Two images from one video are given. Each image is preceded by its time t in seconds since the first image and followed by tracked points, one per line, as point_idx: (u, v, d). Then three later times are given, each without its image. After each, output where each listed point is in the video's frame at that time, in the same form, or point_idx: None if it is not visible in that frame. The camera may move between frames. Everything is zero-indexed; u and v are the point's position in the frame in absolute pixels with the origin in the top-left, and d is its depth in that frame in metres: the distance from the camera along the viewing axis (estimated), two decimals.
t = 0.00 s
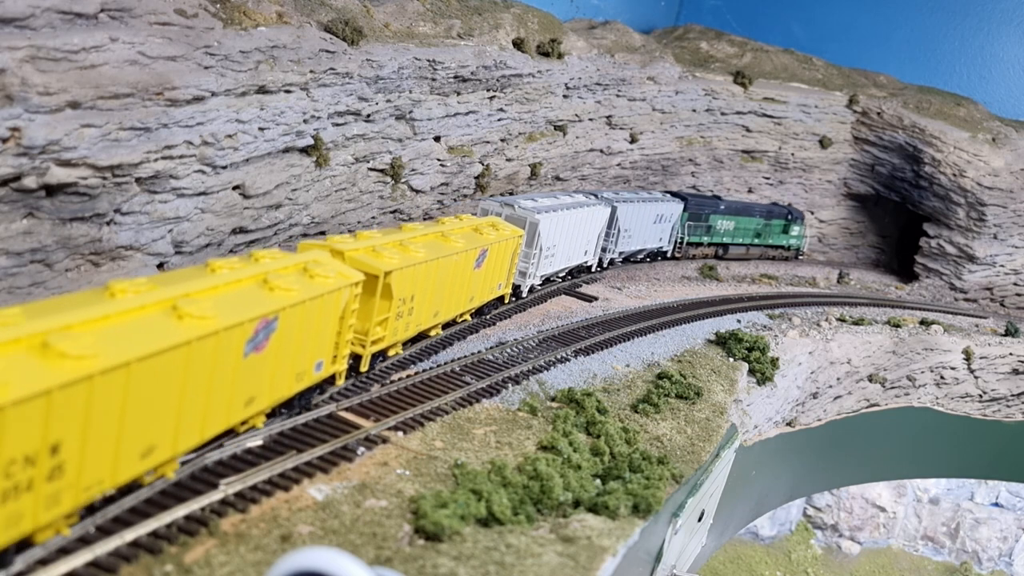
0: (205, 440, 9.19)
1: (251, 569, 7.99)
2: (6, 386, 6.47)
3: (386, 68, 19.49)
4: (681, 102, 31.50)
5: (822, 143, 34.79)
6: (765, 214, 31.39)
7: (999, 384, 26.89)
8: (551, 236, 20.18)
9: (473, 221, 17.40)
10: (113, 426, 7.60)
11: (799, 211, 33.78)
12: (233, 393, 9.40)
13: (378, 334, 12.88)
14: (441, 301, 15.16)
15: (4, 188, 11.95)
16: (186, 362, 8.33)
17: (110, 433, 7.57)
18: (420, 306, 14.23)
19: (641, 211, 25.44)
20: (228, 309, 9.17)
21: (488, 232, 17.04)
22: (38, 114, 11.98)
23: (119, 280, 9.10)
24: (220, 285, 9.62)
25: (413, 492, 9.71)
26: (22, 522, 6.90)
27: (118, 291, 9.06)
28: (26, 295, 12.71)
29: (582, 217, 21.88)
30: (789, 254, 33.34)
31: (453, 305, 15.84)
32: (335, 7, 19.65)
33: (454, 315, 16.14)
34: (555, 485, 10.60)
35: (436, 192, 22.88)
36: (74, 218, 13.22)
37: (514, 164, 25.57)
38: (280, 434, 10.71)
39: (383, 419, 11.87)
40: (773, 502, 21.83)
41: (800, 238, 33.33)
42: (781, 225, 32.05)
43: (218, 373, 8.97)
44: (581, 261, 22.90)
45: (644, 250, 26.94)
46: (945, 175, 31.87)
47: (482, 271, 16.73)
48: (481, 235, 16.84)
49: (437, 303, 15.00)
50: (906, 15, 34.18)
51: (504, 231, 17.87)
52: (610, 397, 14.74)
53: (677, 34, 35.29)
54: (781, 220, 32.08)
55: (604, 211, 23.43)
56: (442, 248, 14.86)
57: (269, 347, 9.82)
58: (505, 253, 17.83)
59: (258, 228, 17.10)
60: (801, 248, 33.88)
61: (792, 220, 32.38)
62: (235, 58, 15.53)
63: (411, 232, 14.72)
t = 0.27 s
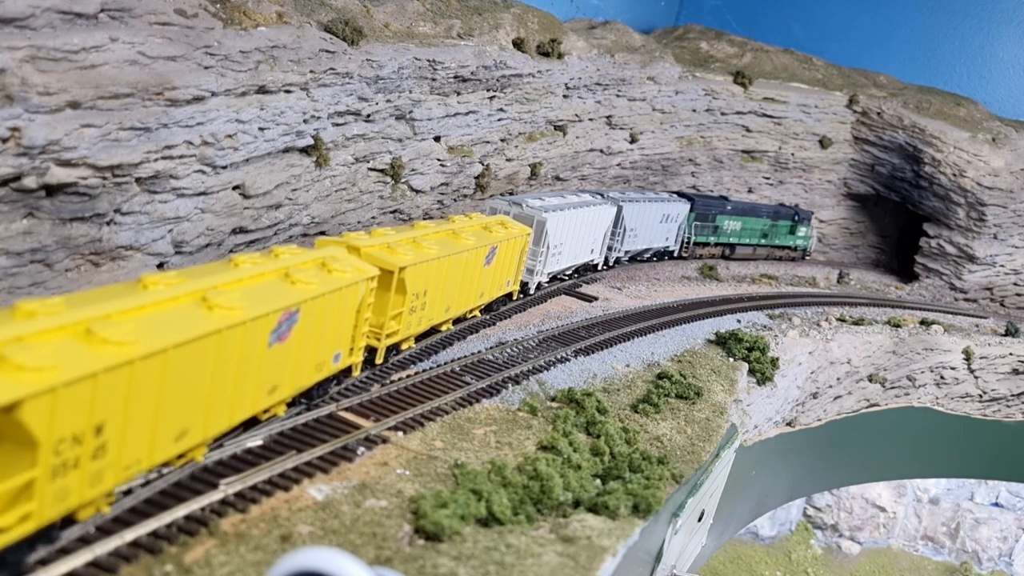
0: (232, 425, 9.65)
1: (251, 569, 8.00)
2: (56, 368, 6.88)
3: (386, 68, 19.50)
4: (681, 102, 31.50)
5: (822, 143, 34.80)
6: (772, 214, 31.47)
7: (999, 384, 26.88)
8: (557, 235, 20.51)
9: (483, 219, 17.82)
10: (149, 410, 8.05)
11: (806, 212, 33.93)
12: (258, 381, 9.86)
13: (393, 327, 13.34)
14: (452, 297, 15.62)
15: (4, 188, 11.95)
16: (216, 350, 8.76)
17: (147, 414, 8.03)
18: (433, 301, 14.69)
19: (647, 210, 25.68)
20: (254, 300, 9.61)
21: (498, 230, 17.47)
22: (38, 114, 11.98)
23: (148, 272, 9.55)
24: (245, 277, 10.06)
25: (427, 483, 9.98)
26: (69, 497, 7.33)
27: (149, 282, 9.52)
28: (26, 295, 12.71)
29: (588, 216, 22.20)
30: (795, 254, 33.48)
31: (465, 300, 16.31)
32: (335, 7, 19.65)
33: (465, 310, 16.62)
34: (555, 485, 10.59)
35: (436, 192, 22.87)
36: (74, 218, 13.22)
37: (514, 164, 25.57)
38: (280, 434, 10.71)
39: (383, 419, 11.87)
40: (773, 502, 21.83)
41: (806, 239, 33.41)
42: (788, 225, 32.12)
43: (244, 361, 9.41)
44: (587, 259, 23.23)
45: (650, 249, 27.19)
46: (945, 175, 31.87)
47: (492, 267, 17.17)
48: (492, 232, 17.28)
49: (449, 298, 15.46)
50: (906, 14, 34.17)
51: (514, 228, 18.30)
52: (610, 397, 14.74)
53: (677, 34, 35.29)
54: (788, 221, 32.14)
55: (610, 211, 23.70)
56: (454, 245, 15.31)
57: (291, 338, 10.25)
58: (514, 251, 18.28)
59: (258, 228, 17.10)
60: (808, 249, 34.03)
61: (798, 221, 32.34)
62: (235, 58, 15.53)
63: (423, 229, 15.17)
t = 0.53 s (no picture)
0: (256, 412, 10.18)
1: (251, 569, 8.00)
2: (100, 354, 7.37)
3: (385, 68, 19.50)
4: (681, 102, 31.51)
5: (822, 143, 34.81)
6: (779, 215, 31.67)
7: (999, 384, 26.88)
8: (564, 233, 21.03)
9: (491, 218, 18.35)
10: (183, 395, 8.57)
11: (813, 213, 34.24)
12: (280, 371, 10.38)
13: (405, 322, 13.88)
14: (462, 293, 16.17)
15: (4, 188, 11.95)
16: (243, 340, 9.28)
17: (180, 399, 8.54)
18: (443, 297, 15.23)
19: (653, 210, 26.06)
20: (277, 294, 10.13)
21: (505, 228, 18.02)
22: (37, 114, 11.98)
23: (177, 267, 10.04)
24: (266, 272, 10.57)
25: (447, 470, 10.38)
26: (111, 476, 7.84)
27: (177, 276, 10.02)
28: (26, 295, 12.70)
29: (595, 215, 22.66)
30: (802, 255, 33.67)
31: (474, 296, 16.88)
32: (335, 7, 19.65)
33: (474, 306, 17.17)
34: (555, 485, 10.59)
35: (436, 192, 22.87)
36: (74, 218, 13.22)
37: (514, 164, 25.57)
38: (280, 434, 10.71)
39: (383, 419, 11.87)
40: (773, 502, 21.84)
41: (813, 239, 33.60)
42: (794, 226, 32.32)
43: (269, 351, 9.93)
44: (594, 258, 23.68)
45: (656, 249, 27.53)
46: (945, 175, 31.88)
47: (500, 265, 17.72)
48: (499, 230, 17.84)
49: (459, 295, 16.01)
50: (906, 14, 34.15)
51: (521, 227, 18.85)
52: (610, 397, 14.74)
53: (677, 34, 35.28)
54: (794, 221, 32.33)
55: (617, 210, 24.12)
56: (464, 243, 15.86)
57: (310, 330, 10.77)
58: (521, 249, 18.84)
59: (258, 227, 17.10)
60: (815, 249, 34.23)
61: (805, 222, 32.63)
62: (235, 58, 15.54)
63: (433, 228, 15.71)
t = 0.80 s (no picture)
0: (278, 400, 10.41)
1: (251, 569, 8.00)
2: (138, 341, 7.58)
3: (386, 68, 19.50)
4: (681, 102, 31.52)
5: (822, 143, 34.84)
6: (785, 215, 31.78)
7: (999, 384, 26.87)
8: (570, 232, 21.32)
9: (501, 217, 18.66)
10: (213, 381, 8.80)
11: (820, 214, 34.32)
12: (301, 361, 10.60)
13: (417, 317, 14.20)
14: (472, 289, 16.49)
15: (4, 188, 11.95)
16: (268, 331, 9.48)
17: (210, 387, 8.77)
18: (454, 293, 15.56)
19: (658, 210, 26.34)
20: (298, 287, 10.34)
21: (514, 226, 18.32)
22: (37, 114, 11.98)
23: (202, 260, 10.25)
24: (287, 266, 10.79)
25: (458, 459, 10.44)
26: (147, 458, 8.09)
27: (202, 268, 10.25)
28: (26, 295, 12.70)
29: (600, 215, 22.94)
30: (808, 255, 33.80)
31: (484, 292, 17.21)
32: (335, 7, 19.64)
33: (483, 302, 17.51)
34: (555, 485, 10.58)
35: (436, 192, 22.86)
36: (74, 218, 13.22)
37: (514, 164, 25.57)
38: (280, 434, 10.71)
39: (383, 418, 11.87)
40: (773, 502, 21.82)
41: (819, 240, 33.71)
42: (800, 227, 32.42)
43: (291, 342, 10.15)
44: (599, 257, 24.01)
45: (662, 248, 27.82)
46: (945, 175, 31.88)
47: (508, 262, 18.04)
48: (508, 228, 18.15)
49: (469, 291, 16.33)
50: (906, 14, 34.14)
51: (529, 225, 19.17)
52: (610, 397, 14.74)
53: (677, 34, 35.28)
54: (801, 223, 32.40)
55: (622, 209, 24.41)
56: (474, 240, 16.16)
57: (329, 322, 11.00)
58: (529, 247, 19.16)
59: (258, 227, 17.10)
60: (822, 250, 34.31)
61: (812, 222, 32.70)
62: (234, 58, 15.55)
63: (444, 225, 16.01)
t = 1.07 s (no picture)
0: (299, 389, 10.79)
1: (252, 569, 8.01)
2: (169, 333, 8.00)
3: (386, 69, 19.53)
4: (681, 102, 31.54)
5: (822, 143, 34.98)
6: (792, 216, 31.92)
7: (999, 384, 26.89)
8: (576, 231, 21.69)
9: (508, 216, 18.98)
10: (239, 373, 9.27)
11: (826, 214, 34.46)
12: (320, 353, 10.96)
13: (429, 312, 14.59)
14: (481, 286, 16.87)
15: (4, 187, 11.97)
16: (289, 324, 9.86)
17: (235, 377, 9.17)
18: (464, 289, 15.94)
19: (664, 210, 26.71)
20: (317, 282, 10.69)
21: (522, 225, 18.65)
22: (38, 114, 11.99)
23: (225, 256, 10.61)
24: (305, 262, 11.12)
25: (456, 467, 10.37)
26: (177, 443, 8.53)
27: (226, 264, 10.62)
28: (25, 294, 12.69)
29: (606, 214, 23.30)
30: (815, 255, 33.98)
31: (492, 289, 17.59)
32: (335, 7, 19.65)
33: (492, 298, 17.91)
34: (555, 485, 10.57)
35: (436, 192, 22.86)
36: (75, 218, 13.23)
37: (514, 164, 25.56)
38: (280, 434, 10.70)
39: (383, 418, 11.86)
40: (773, 502, 21.84)
41: (826, 240, 33.85)
42: (807, 228, 32.58)
43: (311, 335, 10.51)
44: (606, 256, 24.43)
45: (668, 247, 28.16)
46: (945, 175, 32.03)
47: (516, 260, 18.40)
48: (516, 227, 18.49)
49: (478, 287, 16.71)
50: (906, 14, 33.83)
51: (536, 223, 19.52)
52: (610, 398, 14.74)
53: (677, 35, 34.99)
54: (808, 223, 32.55)
55: (627, 208, 24.78)
56: (483, 238, 16.49)
57: (347, 316, 11.34)
58: (537, 245, 19.52)
59: (258, 227, 17.09)
60: (829, 249, 34.43)
61: (818, 223, 32.83)
62: (235, 58, 15.59)
63: (454, 224, 16.34)
